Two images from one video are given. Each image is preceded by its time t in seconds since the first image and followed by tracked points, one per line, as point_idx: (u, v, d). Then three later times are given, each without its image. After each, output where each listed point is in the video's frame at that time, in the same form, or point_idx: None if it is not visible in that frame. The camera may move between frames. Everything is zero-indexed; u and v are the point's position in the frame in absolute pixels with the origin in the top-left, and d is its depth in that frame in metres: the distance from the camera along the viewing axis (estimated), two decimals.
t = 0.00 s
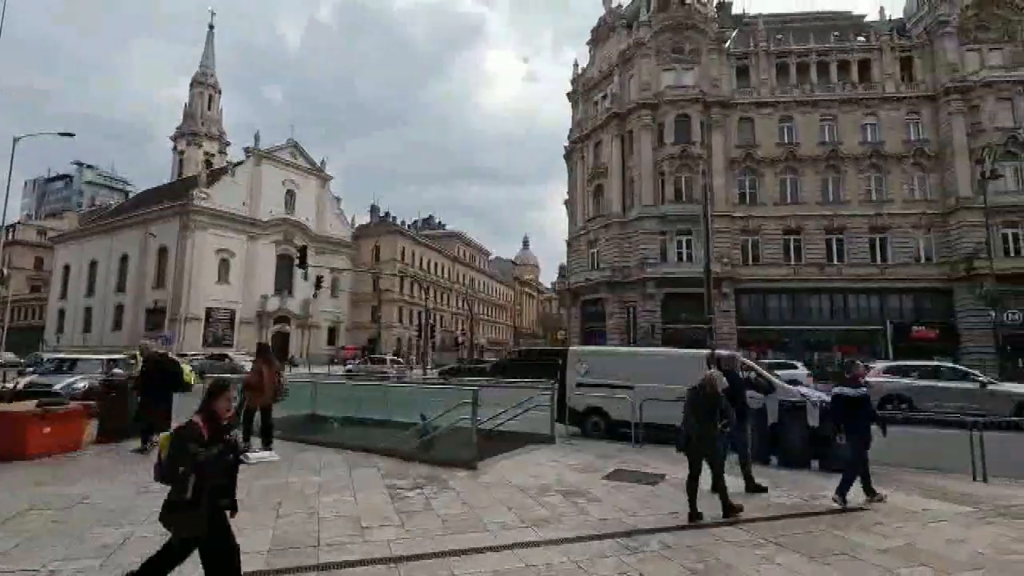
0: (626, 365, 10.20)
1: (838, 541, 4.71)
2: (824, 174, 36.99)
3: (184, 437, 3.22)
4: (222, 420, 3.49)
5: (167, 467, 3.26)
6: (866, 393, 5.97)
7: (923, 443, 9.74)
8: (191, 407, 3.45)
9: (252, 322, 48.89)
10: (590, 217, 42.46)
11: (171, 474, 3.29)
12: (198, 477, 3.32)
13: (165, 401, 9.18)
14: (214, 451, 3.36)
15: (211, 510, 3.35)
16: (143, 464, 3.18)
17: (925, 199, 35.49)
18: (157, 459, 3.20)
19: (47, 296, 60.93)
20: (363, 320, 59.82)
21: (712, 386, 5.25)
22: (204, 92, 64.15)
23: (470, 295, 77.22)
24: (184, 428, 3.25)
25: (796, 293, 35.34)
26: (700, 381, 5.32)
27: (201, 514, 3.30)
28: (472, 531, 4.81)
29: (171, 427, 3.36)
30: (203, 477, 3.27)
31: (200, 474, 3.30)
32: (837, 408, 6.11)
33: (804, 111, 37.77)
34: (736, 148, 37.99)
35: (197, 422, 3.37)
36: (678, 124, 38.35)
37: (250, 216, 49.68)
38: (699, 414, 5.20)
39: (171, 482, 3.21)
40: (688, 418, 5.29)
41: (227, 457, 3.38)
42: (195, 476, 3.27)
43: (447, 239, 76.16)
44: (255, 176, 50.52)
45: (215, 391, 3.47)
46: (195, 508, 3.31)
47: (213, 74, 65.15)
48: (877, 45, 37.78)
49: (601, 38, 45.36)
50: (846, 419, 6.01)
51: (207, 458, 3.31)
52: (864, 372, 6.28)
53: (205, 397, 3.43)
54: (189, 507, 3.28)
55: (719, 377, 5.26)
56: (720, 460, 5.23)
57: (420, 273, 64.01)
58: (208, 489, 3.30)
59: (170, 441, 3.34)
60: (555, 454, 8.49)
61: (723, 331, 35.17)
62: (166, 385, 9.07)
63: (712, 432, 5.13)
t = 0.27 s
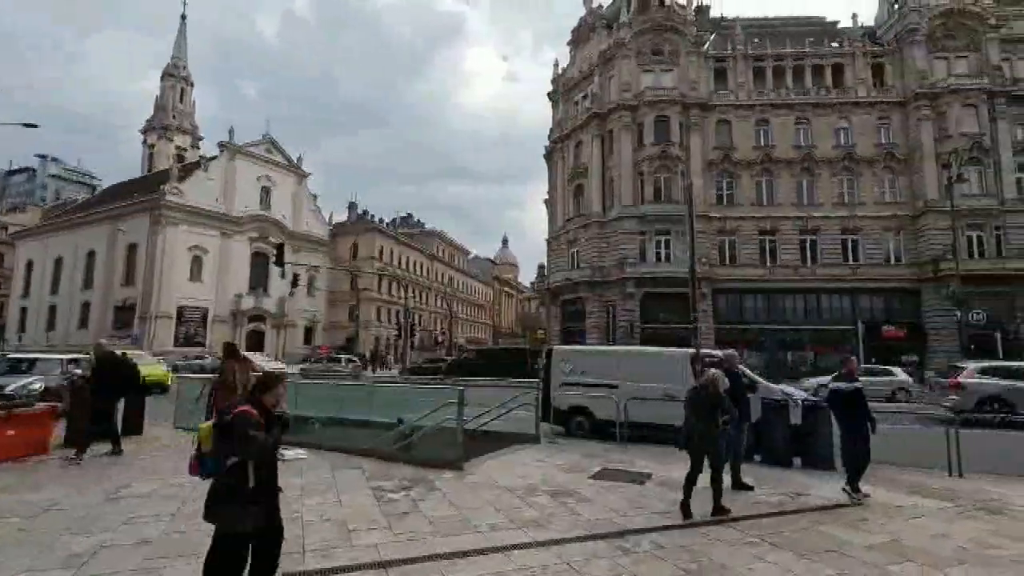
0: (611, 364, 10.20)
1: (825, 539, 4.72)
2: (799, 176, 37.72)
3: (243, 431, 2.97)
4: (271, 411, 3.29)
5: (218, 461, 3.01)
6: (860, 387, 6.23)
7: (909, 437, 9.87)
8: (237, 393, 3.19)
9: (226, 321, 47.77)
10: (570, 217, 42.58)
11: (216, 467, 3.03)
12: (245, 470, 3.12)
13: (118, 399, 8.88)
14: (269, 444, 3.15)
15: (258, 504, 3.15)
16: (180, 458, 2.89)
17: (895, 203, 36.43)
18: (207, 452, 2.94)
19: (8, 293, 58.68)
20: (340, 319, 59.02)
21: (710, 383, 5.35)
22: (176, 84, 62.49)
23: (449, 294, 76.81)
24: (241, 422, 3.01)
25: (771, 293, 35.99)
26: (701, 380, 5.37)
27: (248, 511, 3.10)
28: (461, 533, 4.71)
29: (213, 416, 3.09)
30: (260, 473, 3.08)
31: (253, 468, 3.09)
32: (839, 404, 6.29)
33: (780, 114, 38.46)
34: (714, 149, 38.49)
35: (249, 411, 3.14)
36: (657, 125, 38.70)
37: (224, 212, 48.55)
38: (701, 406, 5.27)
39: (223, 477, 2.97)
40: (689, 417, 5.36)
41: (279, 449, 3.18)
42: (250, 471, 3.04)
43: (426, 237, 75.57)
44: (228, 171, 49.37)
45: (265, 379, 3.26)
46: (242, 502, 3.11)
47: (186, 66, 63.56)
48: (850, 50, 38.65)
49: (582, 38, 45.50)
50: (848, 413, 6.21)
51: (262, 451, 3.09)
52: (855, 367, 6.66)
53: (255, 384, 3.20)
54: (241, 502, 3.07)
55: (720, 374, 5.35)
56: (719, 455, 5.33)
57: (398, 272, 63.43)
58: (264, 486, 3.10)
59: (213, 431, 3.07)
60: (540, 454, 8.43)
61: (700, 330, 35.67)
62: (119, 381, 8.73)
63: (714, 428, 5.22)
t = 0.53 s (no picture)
0: (588, 363, 10.22)
1: (807, 536, 4.77)
2: (765, 179, 38.66)
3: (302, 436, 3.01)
4: (331, 423, 3.35)
5: (280, 468, 3.07)
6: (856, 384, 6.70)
7: (884, 442, 10.24)
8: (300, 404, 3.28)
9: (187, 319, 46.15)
10: (542, 216, 42.65)
11: (279, 475, 3.09)
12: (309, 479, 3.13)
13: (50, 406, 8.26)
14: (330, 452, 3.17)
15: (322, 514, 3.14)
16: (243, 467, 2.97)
17: (856, 206, 37.68)
18: (269, 459, 3.00)
19: None
20: (308, 317, 57.79)
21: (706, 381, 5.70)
22: (134, 73, 60.04)
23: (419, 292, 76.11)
24: (300, 427, 3.06)
25: (738, 293, 36.80)
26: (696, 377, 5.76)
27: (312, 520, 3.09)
28: (447, 538, 4.59)
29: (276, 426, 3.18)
30: (323, 480, 3.08)
31: (314, 475, 3.12)
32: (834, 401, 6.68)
33: (747, 118, 39.32)
34: (684, 151, 39.09)
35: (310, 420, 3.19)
36: (629, 126, 39.10)
37: (186, 207, 46.91)
38: (701, 405, 5.57)
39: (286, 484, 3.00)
40: (686, 413, 5.61)
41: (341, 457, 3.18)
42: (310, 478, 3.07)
43: (396, 234, 74.66)
44: (190, 165, 47.70)
45: (326, 390, 3.35)
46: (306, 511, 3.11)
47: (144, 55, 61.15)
48: (814, 57, 39.79)
49: (555, 38, 45.61)
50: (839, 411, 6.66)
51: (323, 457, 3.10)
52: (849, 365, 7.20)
53: (314, 395, 3.29)
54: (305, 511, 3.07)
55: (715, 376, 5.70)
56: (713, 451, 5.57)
57: (368, 269, 62.53)
58: (326, 494, 3.09)
59: (277, 440, 3.15)
60: (519, 454, 8.35)
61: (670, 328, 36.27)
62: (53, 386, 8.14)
63: (712, 425, 5.46)
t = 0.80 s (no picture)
0: (566, 364, 10.18)
1: (790, 536, 4.80)
2: (736, 182, 39.44)
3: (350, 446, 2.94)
4: (382, 429, 3.27)
5: (330, 476, 3.03)
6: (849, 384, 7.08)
7: (860, 439, 10.56)
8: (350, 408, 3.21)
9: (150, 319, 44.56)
10: (517, 216, 42.62)
11: (330, 483, 3.05)
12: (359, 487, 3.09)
13: None
14: (380, 460, 3.11)
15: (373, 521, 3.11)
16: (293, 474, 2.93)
17: (822, 210, 38.73)
18: (318, 468, 2.95)
19: None
20: (277, 317, 56.52)
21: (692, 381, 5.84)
22: (93, 63, 57.75)
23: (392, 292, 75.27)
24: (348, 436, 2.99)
25: (709, 294, 37.47)
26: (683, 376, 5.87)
27: (364, 528, 3.06)
28: (431, 544, 4.46)
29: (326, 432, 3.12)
30: (373, 490, 3.03)
31: (359, 485, 3.05)
32: (830, 400, 6.97)
33: (719, 122, 40.04)
34: (658, 154, 39.57)
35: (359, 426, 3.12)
36: (604, 128, 39.38)
37: (149, 203, 45.33)
38: (689, 406, 5.69)
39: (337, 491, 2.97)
40: (673, 414, 5.74)
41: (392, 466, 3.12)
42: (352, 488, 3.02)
43: (369, 233, 73.67)
44: (154, 159, 46.11)
45: (376, 393, 3.25)
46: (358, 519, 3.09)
47: (105, 44, 58.87)
48: (782, 64, 40.76)
49: (531, 39, 45.65)
50: (835, 408, 6.91)
51: (373, 466, 3.05)
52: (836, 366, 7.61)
53: (364, 400, 3.21)
54: (357, 520, 3.04)
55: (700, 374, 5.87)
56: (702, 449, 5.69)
57: (340, 269, 61.52)
58: (370, 503, 3.04)
59: (327, 446, 3.10)
60: (499, 456, 8.26)
61: (644, 329, 36.72)
62: None
63: (700, 424, 5.59)
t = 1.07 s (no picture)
0: (544, 364, 10.09)
1: (772, 536, 4.76)
2: (710, 185, 40.01)
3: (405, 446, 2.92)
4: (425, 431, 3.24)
5: (380, 477, 2.99)
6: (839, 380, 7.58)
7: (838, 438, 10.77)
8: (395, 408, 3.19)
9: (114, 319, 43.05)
10: (495, 217, 42.48)
11: (379, 485, 3.01)
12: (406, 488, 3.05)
13: None
14: (426, 461, 3.06)
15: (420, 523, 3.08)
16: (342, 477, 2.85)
17: (793, 213, 39.57)
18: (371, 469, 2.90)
19: None
20: (248, 317, 55.25)
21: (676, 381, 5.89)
22: (54, 54, 55.63)
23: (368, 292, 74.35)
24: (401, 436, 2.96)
25: (684, 295, 37.94)
26: (667, 376, 5.93)
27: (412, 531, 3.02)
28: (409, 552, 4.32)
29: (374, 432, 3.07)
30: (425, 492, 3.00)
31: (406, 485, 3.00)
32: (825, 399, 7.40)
33: (694, 125, 40.59)
34: (634, 156, 39.91)
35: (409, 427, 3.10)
36: (581, 129, 39.53)
37: (114, 199, 43.80)
38: (674, 406, 5.69)
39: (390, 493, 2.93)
40: (659, 415, 5.76)
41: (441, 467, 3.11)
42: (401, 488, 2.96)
43: (344, 232, 72.64)
44: (119, 154, 44.58)
45: (422, 394, 3.23)
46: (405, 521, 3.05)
47: (67, 35, 56.77)
48: (755, 70, 41.53)
49: (509, 39, 45.59)
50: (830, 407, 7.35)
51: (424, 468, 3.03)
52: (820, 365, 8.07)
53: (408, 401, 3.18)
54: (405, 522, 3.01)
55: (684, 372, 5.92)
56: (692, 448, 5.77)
57: (313, 268, 60.48)
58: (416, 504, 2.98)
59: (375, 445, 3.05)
60: (478, 458, 8.14)
61: (621, 329, 36.98)
62: None
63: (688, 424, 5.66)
